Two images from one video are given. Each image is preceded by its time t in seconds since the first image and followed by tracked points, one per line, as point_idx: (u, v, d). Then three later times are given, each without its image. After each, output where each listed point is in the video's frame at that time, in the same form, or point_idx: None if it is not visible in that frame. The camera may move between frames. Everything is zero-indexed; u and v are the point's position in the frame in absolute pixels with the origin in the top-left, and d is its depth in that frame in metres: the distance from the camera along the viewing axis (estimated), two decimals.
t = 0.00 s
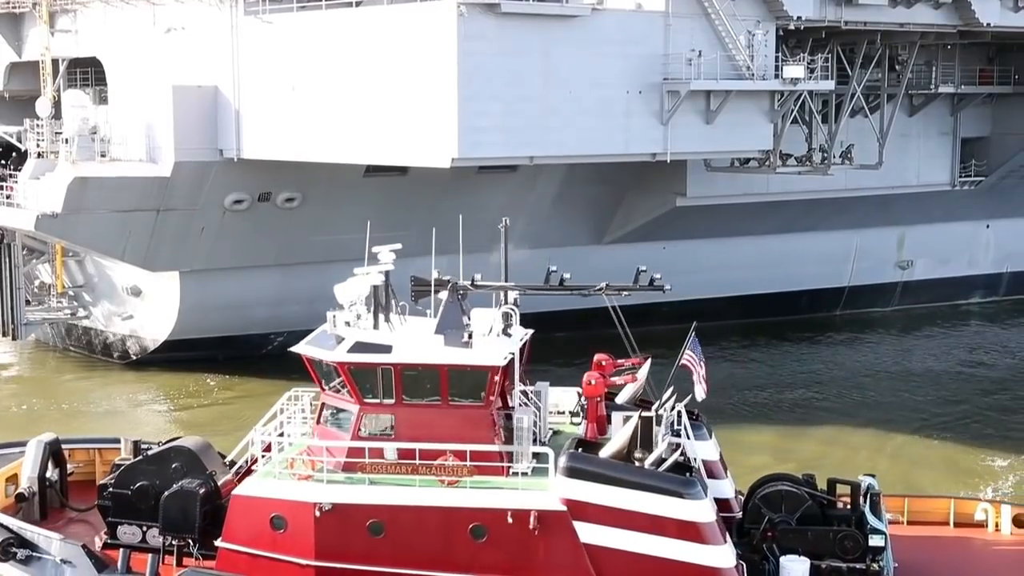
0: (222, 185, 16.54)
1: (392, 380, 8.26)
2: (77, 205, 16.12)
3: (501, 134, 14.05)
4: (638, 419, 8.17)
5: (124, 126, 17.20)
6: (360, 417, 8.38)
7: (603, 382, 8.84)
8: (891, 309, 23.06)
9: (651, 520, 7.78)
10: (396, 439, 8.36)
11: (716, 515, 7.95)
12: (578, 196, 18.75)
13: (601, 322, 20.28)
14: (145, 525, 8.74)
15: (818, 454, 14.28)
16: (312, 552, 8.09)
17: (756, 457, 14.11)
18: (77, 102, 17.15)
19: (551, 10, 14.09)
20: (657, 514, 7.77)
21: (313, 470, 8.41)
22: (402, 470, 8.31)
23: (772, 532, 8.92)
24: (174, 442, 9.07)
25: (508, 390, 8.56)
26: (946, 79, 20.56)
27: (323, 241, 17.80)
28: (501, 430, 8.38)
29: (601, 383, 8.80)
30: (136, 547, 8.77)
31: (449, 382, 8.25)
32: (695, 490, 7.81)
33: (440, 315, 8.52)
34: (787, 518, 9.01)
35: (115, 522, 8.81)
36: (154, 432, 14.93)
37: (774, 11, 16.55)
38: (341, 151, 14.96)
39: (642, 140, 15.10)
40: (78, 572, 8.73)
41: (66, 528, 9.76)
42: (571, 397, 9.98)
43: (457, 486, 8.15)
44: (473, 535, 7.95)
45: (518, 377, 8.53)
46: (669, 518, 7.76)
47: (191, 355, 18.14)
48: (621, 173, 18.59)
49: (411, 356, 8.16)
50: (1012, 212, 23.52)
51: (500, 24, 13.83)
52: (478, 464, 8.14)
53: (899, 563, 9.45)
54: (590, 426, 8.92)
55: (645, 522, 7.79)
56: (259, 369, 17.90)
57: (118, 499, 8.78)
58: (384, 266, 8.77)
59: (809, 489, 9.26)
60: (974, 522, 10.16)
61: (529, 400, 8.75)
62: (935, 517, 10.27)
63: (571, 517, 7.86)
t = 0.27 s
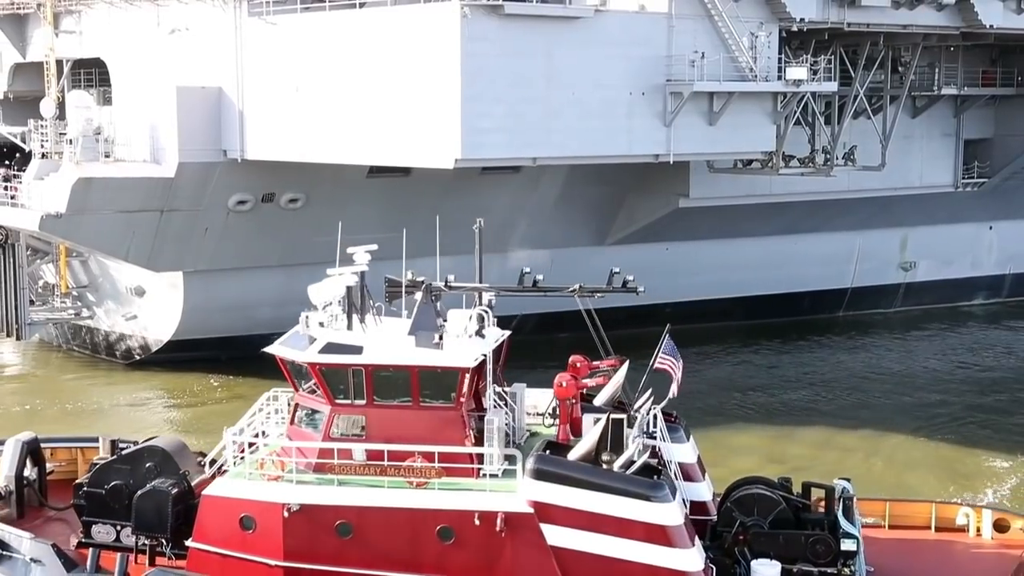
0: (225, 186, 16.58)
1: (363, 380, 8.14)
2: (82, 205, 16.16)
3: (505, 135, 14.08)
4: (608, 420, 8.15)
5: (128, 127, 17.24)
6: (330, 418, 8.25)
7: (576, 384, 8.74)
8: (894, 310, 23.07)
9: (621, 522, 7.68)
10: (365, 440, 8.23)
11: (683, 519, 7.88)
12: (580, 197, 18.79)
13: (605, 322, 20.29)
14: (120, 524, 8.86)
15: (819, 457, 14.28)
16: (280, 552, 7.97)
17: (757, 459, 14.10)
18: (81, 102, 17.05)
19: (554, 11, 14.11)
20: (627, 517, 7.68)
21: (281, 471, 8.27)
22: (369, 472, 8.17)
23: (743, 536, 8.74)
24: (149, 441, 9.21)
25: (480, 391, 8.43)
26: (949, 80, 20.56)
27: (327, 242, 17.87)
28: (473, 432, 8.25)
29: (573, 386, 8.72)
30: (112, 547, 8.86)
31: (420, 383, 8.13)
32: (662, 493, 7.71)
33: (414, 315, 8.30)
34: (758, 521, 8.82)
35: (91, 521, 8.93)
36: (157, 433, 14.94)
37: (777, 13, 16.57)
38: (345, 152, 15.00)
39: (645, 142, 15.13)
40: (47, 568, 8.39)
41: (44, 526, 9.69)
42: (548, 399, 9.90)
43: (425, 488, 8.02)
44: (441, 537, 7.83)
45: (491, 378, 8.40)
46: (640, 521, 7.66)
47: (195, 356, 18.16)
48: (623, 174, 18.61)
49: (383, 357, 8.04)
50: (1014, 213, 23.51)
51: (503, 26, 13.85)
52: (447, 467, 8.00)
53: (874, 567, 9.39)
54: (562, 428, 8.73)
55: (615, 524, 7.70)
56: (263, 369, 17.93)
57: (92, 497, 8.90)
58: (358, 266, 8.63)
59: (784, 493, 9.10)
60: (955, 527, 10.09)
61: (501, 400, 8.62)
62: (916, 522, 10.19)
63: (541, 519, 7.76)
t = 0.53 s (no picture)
0: (227, 189, 16.60)
1: (333, 384, 8.28)
2: (83, 208, 16.19)
3: (507, 138, 14.10)
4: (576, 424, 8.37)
5: (130, 131, 17.23)
6: (301, 421, 8.40)
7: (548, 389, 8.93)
8: (895, 312, 23.09)
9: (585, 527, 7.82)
10: (336, 443, 8.37)
11: (652, 522, 7.99)
12: (582, 200, 18.80)
13: (607, 324, 20.31)
14: (92, 527, 9.04)
15: (821, 459, 14.30)
16: (247, 556, 8.16)
17: (758, 462, 14.13)
18: (83, 106, 17.14)
19: (555, 14, 14.13)
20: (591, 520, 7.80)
21: (251, 474, 8.43)
22: (336, 474, 8.30)
23: (713, 540, 8.77)
24: (122, 444, 9.39)
25: (451, 394, 8.55)
26: (950, 82, 20.59)
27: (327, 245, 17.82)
28: (442, 436, 8.38)
29: (543, 390, 8.87)
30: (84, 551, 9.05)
31: (389, 387, 8.26)
32: (627, 498, 7.82)
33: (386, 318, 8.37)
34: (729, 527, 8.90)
35: (64, 525, 9.12)
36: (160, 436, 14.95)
37: (778, 15, 16.61)
38: (347, 155, 15.03)
39: (645, 145, 15.16)
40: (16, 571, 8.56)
41: (23, 529, 9.92)
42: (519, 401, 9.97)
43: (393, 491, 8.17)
44: (406, 540, 8.00)
45: (462, 381, 8.51)
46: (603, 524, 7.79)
47: (197, 359, 18.19)
48: (625, 176, 18.62)
49: (352, 360, 8.17)
50: (1015, 215, 23.54)
51: (505, 29, 13.87)
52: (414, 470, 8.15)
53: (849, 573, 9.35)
54: (534, 432, 9.02)
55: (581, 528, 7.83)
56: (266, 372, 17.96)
57: (66, 501, 9.10)
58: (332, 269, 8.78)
59: (757, 498, 9.16)
60: (934, 531, 10.05)
61: (475, 402, 8.77)
62: (896, 527, 10.14)
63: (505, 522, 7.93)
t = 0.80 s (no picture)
0: (227, 186, 16.62)
1: (300, 382, 8.39)
2: (83, 206, 16.21)
3: (506, 136, 14.12)
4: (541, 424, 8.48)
5: (129, 128, 17.23)
6: (269, 418, 8.52)
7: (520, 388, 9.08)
8: (894, 309, 23.15)
9: (548, 526, 7.93)
10: (304, 441, 8.49)
11: (616, 520, 8.04)
12: (582, 197, 18.83)
13: (606, 322, 20.34)
14: (64, 523, 9.21)
15: (817, 456, 14.36)
16: (213, 554, 8.32)
17: (753, 459, 14.20)
18: (83, 104, 17.12)
19: (554, 11, 14.15)
20: (554, 519, 7.91)
21: (219, 472, 8.57)
22: (303, 473, 8.42)
23: (681, 540, 8.84)
24: (94, 442, 9.58)
25: (421, 391, 8.62)
26: (948, 80, 20.62)
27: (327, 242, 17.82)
28: (409, 433, 8.47)
29: (510, 387, 9.02)
30: (55, 547, 9.21)
31: (356, 385, 8.36)
32: (591, 497, 7.88)
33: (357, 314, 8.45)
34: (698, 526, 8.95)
35: (36, 522, 9.30)
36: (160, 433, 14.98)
37: (777, 12, 16.63)
38: (347, 151, 15.04)
39: (645, 142, 15.18)
40: None
41: None
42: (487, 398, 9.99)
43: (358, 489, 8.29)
44: (371, 539, 8.14)
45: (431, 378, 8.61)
46: (565, 524, 7.88)
47: (197, 357, 18.23)
48: (624, 173, 18.64)
49: (318, 358, 8.28)
50: (1013, 213, 23.57)
51: (504, 26, 13.89)
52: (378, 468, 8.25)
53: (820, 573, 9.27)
54: (500, 431, 9.15)
55: (544, 527, 7.94)
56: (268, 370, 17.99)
57: (38, 497, 9.26)
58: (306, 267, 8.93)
59: (728, 497, 9.15)
60: (910, 531, 9.96)
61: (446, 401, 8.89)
62: (872, 526, 10.05)
63: (469, 520, 8.05)
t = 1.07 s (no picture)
0: (230, 185, 16.66)
1: (271, 381, 8.55)
2: (86, 204, 16.23)
3: (508, 135, 14.14)
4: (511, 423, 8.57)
5: (132, 127, 17.25)
6: (241, 416, 8.68)
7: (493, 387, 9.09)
8: (896, 308, 23.19)
9: (514, 526, 8.02)
10: (274, 440, 8.64)
11: (582, 520, 8.13)
12: (584, 195, 18.85)
13: (609, 320, 20.38)
14: (38, 521, 9.38)
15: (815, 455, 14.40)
16: (182, 552, 8.48)
17: (752, 458, 14.25)
18: (87, 102, 17.22)
19: (556, 10, 14.16)
20: (520, 520, 8.00)
21: (189, 470, 8.74)
22: (272, 471, 8.58)
23: (651, 541, 8.86)
24: (70, 438, 9.70)
25: (392, 390, 8.75)
26: (950, 78, 20.63)
27: (329, 240, 17.85)
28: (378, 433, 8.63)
29: (481, 386, 9.01)
30: (29, 544, 9.37)
31: (326, 384, 8.52)
32: (557, 497, 7.96)
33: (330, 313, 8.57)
34: (668, 527, 8.97)
35: (12, 519, 9.47)
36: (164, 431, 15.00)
37: (779, 11, 16.64)
38: (350, 150, 15.06)
39: (647, 140, 15.20)
40: None
41: None
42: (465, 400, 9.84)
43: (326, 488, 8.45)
44: (338, 537, 8.32)
45: (402, 377, 8.75)
46: (530, 524, 7.98)
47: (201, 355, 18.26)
48: (625, 172, 18.66)
49: (288, 357, 8.44)
50: (1015, 211, 23.58)
51: (506, 25, 13.90)
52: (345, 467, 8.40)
53: (793, 573, 9.22)
54: (471, 430, 9.08)
55: (510, 526, 8.03)
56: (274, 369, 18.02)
57: (13, 494, 9.44)
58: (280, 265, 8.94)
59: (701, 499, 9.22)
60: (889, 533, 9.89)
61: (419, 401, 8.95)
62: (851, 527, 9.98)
63: (435, 519, 8.19)
